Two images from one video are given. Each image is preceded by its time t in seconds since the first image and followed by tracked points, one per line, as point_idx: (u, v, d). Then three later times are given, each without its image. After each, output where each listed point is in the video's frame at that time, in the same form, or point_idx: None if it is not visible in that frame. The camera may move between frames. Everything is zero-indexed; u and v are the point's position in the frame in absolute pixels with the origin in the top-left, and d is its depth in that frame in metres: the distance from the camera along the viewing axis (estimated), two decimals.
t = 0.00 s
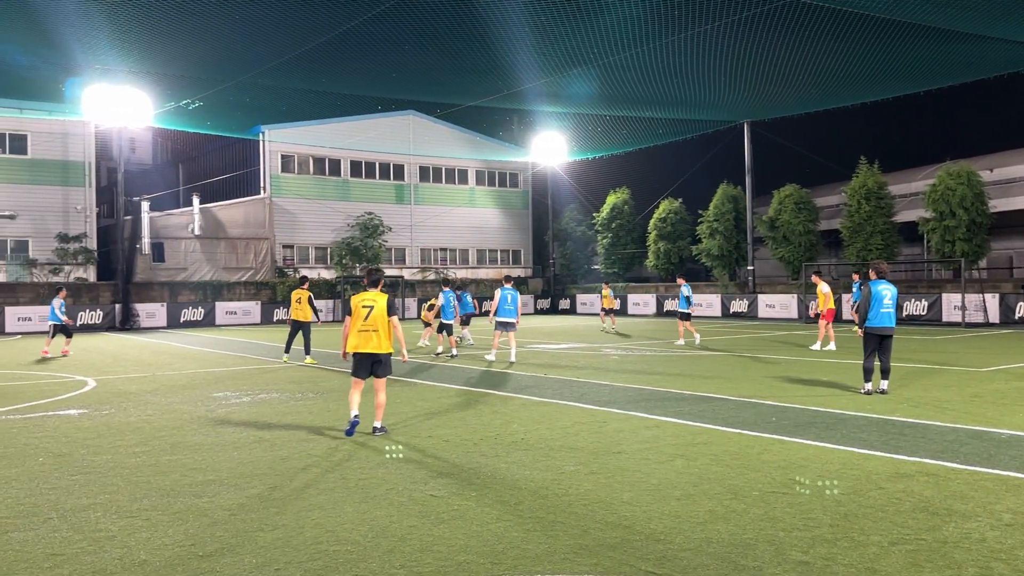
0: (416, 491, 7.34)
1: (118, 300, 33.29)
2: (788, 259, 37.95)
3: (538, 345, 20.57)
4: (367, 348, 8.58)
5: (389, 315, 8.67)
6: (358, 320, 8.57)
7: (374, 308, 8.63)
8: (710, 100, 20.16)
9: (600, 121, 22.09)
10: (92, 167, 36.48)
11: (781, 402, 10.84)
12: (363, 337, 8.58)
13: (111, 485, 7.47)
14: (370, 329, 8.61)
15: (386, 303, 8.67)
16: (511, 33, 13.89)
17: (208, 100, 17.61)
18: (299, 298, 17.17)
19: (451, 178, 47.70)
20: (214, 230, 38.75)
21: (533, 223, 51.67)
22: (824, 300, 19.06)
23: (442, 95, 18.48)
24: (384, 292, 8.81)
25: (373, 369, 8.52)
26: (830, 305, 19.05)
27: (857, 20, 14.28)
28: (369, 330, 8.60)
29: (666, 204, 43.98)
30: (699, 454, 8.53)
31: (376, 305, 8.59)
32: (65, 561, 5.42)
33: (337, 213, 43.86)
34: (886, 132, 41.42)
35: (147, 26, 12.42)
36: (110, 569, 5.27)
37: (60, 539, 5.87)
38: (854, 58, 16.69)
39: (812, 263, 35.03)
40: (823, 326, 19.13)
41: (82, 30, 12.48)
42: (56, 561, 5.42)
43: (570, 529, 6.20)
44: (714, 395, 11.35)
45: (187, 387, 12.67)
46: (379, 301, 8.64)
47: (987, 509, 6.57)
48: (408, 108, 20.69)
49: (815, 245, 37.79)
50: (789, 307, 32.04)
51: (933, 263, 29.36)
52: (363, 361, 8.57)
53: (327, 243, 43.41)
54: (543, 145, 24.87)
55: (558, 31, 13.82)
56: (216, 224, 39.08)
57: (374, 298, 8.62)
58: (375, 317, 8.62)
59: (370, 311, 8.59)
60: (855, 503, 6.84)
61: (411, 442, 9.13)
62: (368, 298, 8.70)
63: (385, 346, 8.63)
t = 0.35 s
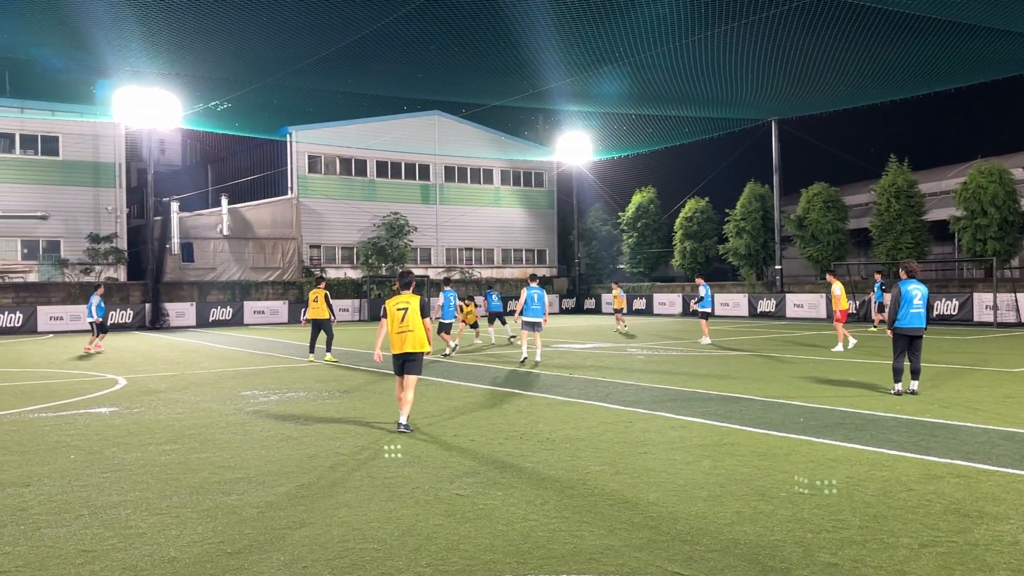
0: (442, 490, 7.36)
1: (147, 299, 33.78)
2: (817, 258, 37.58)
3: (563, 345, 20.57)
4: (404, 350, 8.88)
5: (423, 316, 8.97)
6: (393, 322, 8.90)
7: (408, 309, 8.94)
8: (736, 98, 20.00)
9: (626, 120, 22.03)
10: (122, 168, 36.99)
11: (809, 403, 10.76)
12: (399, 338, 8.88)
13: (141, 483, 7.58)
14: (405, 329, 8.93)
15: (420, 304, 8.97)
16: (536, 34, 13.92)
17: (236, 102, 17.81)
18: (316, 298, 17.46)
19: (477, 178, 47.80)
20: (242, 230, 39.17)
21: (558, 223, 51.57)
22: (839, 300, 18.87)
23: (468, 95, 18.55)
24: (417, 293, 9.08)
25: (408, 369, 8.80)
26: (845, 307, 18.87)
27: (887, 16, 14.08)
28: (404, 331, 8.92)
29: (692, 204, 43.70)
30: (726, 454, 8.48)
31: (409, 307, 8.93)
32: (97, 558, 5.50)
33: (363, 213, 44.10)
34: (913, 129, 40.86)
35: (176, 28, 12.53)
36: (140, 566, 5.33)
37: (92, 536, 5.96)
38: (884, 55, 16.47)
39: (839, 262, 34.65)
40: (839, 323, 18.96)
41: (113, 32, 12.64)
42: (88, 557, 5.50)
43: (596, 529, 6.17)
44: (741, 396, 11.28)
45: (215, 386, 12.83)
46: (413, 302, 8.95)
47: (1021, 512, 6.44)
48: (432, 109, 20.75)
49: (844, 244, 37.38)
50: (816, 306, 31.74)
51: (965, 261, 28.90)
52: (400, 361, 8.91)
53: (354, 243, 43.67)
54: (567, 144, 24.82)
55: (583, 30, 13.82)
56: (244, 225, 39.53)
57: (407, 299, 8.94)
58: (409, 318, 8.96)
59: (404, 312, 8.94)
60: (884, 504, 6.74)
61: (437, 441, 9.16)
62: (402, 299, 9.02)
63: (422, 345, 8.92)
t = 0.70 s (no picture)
0: (461, 489, 7.38)
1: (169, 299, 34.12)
2: (838, 257, 37.30)
3: (582, 344, 20.55)
4: (429, 344, 9.30)
5: (444, 311, 9.24)
6: (417, 317, 9.40)
7: (432, 305, 9.32)
8: (756, 97, 19.89)
9: (645, 119, 21.96)
10: (143, 169, 37.42)
11: (830, 403, 10.69)
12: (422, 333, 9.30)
13: (162, 481, 7.66)
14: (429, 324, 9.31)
15: (441, 299, 9.20)
16: (554, 33, 13.92)
17: (257, 102, 17.89)
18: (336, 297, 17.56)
19: (495, 178, 47.84)
20: (262, 230, 39.58)
21: (577, 223, 51.49)
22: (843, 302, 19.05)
23: (487, 95, 18.59)
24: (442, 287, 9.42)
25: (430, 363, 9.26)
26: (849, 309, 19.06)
27: (910, 13, 13.94)
28: (430, 325, 9.37)
29: (711, 203, 43.46)
30: (745, 455, 8.44)
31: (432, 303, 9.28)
32: (119, 555, 5.57)
33: (382, 213, 44.26)
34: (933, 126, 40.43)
35: (197, 30, 12.68)
36: (161, 564, 5.39)
37: (114, 534, 6.03)
38: (906, 53, 16.30)
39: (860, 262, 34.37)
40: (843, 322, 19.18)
41: (134, 34, 12.79)
42: (110, 555, 5.56)
43: (614, 529, 6.16)
44: (761, 396, 11.21)
45: (235, 385, 12.95)
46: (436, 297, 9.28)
47: None
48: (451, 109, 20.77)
49: (865, 243, 37.09)
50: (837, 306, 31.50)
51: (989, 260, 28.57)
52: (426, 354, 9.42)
53: (373, 243, 43.85)
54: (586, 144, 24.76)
55: (601, 29, 13.81)
56: (265, 225, 39.86)
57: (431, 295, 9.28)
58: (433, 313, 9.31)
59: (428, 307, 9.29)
60: (906, 506, 6.68)
61: (456, 441, 9.18)
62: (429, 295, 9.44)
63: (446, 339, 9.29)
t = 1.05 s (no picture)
0: (472, 488, 7.40)
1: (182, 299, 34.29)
2: (851, 257, 37.14)
3: (595, 344, 20.55)
4: (461, 344, 9.55)
5: (477, 313, 9.43)
6: (453, 317, 9.64)
7: (466, 306, 9.53)
8: (768, 96, 19.83)
9: (657, 118, 21.92)
10: (156, 169, 37.62)
11: (843, 403, 10.65)
12: (454, 332, 9.56)
13: (175, 480, 7.71)
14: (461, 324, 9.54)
15: (474, 302, 9.40)
16: (566, 33, 13.94)
17: (269, 102, 17.94)
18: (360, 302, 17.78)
19: (506, 177, 47.84)
20: (274, 230, 39.80)
21: (588, 222, 51.40)
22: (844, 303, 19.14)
23: (499, 95, 18.62)
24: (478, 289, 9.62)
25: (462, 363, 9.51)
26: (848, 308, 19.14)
27: (924, 11, 13.86)
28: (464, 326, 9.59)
29: (722, 202, 43.33)
30: (756, 455, 8.42)
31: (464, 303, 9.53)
32: (132, 553, 5.61)
33: (393, 213, 44.32)
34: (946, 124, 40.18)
35: (209, 31, 12.74)
36: (173, 562, 5.42)
37: (127, 532, 6.07)
38: (919, 51, 16.20)
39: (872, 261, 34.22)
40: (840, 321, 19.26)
41: (147, 34, 12.83)
42: (123, 553, 5.60)
43: (625, 529, 6.15)
44: (774, 397, 11.19)
45: (248, 384, 13.02)
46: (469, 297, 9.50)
47: None
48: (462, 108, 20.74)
49: (878, 242, 36.91)
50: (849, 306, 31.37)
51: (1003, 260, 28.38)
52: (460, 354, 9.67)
53: (384, 243, 43.93)
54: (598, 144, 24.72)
55: (612, 29, 13.80)
56: (277, 225, 40.04)
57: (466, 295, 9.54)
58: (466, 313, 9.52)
59: (461, 308, 9.51)
60: (919, 506, 6.64)
61: (468, 440, 9.20)
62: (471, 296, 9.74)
63: (478, 341, 9.50)
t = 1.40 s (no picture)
0: (478, 488, 7.41)
1: (188, 299, 34.38)
2: (857, 257, 37.05)
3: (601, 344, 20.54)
4: (495, 341, 9.87)
5: (511, 312, 9.72)
6: (487, 315, 9.96)
7: (501, 305, 9.84)
8: (773, 96, 19.81)
9: (663, 118, 21.90)
10: (162, 169, 37.75)
11: (850, 403, 10.64)
12: (489, 330, 9.88)
13: (182, 479, 7.72)
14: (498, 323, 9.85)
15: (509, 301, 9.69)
16: (572, 33, 13.96)
17: (276, 102, 17.97)
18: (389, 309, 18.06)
19: (511, 177, 47.84)
20: (280, 230, 39.93)
21: (593, 222, 51.38)
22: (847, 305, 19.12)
23: (505, 95, 18.65)
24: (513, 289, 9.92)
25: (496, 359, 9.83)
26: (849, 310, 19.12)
27: (931, 11, 13.86)
28: (499, 324, 9.89)
29: (728, 202, 43.26)
30: (762, 455, 8.39)
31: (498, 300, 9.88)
32: (138, 553, 5.62)
33: (399, 213, 44.39)
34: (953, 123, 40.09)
35: (215, 31, 12.78)
36: (180, 562, 5.43)
37: (134, 532, 6.08)
38: (925, 51, 16.17)
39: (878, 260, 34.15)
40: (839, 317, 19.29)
41: (154, 35, 12.89)
42: (130, 552, 5.62)
43: (631, 529, 6.15)
44: (780, 397, 11.17)
45: (254, 384, 13.05)
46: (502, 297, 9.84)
47: None
48: (467, 108, 20.74)
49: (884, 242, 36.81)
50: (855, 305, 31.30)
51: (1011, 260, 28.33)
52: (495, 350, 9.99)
53: (390, 243, 43.98)
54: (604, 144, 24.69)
55: (618, 28, 13.82)
56: (283, 225, 40.13)
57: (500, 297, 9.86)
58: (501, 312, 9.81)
59: (496, 307, 9.83)
60: (927, 507, 6.61)
61: (474, 440, 9.20)
62: (507, 295, 10.09)
63: (511, 338, 9.79)
